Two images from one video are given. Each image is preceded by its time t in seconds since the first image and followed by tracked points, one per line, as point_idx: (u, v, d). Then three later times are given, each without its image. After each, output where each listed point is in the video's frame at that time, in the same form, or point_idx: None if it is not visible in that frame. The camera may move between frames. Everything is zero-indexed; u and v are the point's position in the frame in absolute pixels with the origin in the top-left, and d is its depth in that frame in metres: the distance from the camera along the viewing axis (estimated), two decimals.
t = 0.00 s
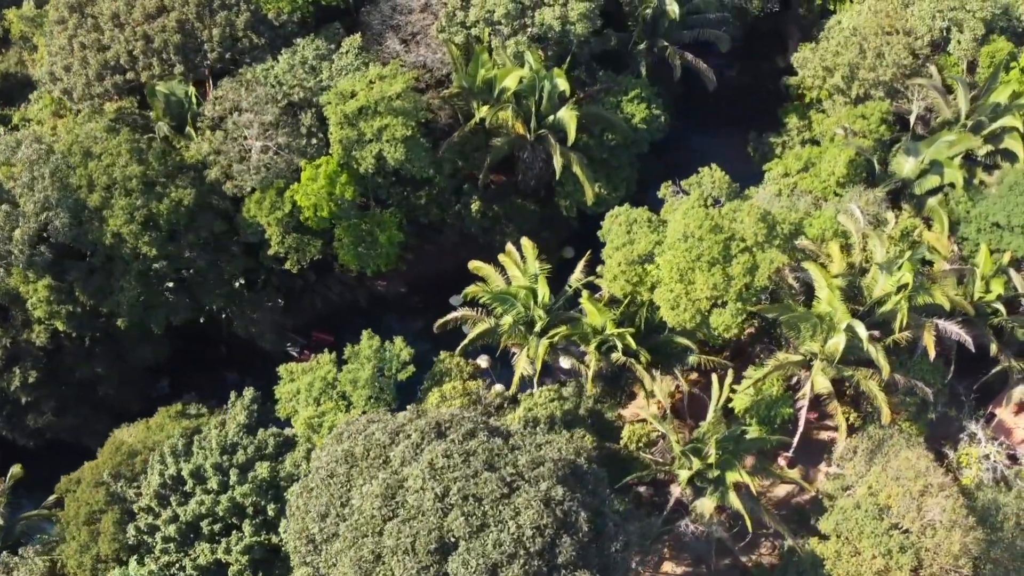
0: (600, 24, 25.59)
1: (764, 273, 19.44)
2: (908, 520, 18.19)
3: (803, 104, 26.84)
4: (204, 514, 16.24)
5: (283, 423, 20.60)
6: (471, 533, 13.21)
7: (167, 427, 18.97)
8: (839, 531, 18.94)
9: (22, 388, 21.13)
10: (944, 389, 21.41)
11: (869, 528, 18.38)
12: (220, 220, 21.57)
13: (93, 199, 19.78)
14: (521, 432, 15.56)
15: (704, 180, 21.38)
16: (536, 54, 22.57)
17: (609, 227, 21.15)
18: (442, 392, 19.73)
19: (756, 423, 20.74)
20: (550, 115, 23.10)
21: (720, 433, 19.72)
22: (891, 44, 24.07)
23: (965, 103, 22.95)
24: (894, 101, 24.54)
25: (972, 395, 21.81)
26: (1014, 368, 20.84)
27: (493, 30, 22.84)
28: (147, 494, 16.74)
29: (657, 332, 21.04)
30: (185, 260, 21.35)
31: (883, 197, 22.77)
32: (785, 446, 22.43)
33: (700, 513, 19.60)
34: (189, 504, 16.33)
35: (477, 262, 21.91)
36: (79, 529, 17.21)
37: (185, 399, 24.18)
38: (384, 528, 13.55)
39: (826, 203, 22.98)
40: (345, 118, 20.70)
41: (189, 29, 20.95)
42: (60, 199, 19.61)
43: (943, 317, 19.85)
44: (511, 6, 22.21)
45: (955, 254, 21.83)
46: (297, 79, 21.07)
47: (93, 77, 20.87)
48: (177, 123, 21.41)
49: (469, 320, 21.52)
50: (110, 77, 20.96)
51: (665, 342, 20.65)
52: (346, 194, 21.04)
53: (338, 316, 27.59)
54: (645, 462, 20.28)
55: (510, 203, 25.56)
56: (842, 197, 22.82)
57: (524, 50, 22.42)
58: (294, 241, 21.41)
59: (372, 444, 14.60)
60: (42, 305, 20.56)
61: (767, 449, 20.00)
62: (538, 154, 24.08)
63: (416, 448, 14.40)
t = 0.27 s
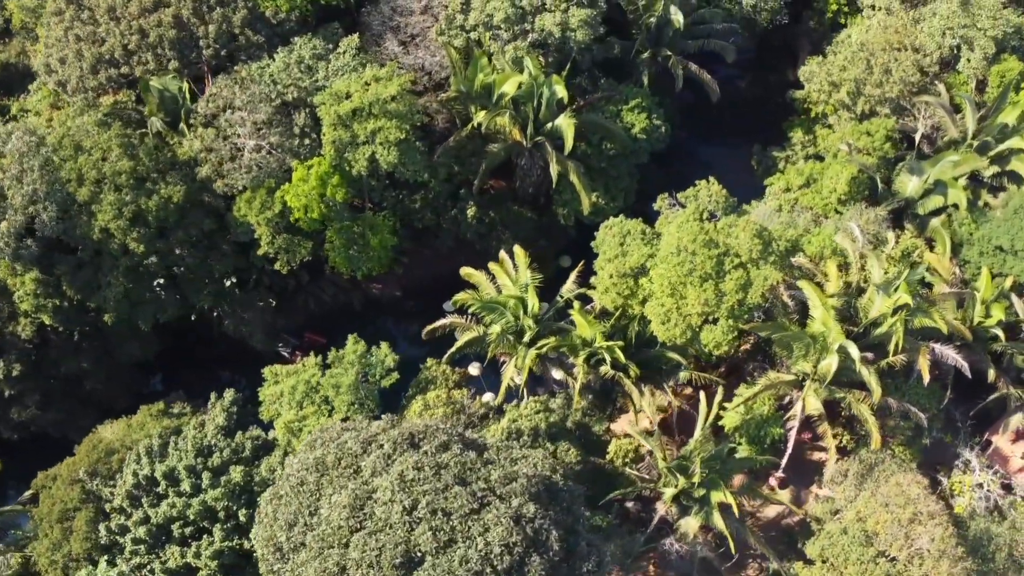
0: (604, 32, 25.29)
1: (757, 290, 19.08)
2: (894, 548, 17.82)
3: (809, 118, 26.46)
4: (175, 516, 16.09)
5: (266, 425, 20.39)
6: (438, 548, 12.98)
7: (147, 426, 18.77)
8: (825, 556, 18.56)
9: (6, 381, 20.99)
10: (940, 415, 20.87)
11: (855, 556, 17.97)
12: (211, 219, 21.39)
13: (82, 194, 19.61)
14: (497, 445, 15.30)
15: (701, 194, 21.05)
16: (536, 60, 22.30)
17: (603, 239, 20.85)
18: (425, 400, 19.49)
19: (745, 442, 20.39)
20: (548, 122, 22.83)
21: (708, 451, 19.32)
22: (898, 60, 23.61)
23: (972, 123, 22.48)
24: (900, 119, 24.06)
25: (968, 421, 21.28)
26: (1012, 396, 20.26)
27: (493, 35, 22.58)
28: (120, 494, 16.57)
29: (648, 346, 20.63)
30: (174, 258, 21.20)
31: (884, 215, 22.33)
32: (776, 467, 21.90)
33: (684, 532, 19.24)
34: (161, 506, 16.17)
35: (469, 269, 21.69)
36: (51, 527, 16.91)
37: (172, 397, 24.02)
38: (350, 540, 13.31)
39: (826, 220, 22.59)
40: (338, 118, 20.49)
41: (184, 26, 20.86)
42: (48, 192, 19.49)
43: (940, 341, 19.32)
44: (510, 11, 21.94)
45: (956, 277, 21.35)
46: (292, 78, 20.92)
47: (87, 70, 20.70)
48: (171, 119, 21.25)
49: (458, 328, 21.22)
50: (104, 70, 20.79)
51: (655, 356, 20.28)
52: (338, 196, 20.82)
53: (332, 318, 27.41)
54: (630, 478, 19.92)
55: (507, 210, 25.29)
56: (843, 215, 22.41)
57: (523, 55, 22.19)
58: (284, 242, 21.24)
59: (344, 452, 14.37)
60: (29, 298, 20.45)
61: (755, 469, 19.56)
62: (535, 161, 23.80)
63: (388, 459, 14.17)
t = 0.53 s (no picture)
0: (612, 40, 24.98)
1: (755, 308, 18.73)
2: None
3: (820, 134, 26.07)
4: (154, 516, 15.95)
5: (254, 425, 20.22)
6: (411, 561, 12.75)
7: (134, 422, 18.65)
8: None
9: None
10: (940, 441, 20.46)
11: None
12: (208, 215, 21.28)
13: (78, 186, 19.55)
14: (480, 457, 15.03)
15: (704, 207, 20.64)
16: (541, 67, 22.02)
17: (602, 249, 20.54)
18: (415, 407, 19.27)
19: (739, 461, 20.02)
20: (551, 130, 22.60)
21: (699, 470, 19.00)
22: (912, 79, 23.10)
23: (984, 144, 21.96)
24: (911, 138, 23.52)
25: (969, 449, 20.84)
26: (1014, 425, 19.83)
27: (499, 40, 22.33)
28: (100, 490, 16.45)
29: (643, 360, 20.35)
30: (169, 253, 21.11)
31: (891, 236, 21.82)
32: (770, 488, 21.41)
33: (672, 551, 18.90)
34: (139, 505, 16.03)
35: (466, 275, 21.44)
36: (32, 520, 16.65)
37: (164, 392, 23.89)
38: (322, 549, 13.09)
39: (831, 239, 22.19)
40: (338, 119, 20.32)
41: (187, 20, 20.69)
42: (45, 183, 19.48)
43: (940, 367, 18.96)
44: (517, 16, 21.66)
45: (962, 302, 20.92)
46: (294, 77, 20.79)
47: (89, 62, 20.60)
48: (172, 114, 21.15)
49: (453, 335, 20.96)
50: (106, 62, 20.69)
51: (650, 371, 19.97)
52: (335, 197, 20.64)
53: (331, 318, 27.24)
54: (620, 494, 19.58)
55: (509, 216, 25.03)
56: (849, 234, 22.01)
57: (528, 61, 21.97)
58: (281, 241, 21.10)
59: (322, 459, 14.15)
60: (23, 288, 20.40)
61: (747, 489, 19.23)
62: (538, 168, 23.56)
63: (366, 467, 13.93)
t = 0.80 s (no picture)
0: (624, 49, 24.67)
1: (754, 327, 18.38)
2: None
3: (832, 151, 25.64)
4: (132, 513, 15.81)
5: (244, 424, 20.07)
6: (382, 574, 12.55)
7: (122, 416, 18.51)
8: None
9: None
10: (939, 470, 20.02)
11: None
12: (207, 211, 21.16)
13: (77, 177, 19.48)
14: (462, 469, 14.78)
15: (708, 222, 20.21)
16: (548, 74, 21.76)
17: (602, 261, 20.23)
18: (404, 413, 19.05)
19: (733, 483, 19.61)
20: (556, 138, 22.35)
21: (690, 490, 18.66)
22: (928, 99, 22.61)
23: (999, 169, 21.43)
24: (923, 160, 22.99)
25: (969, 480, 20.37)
26: (1016, 457, 19.38)
27: (507, 45, 22.11)
28: (80, 485, 16.30)
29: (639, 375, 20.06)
30: (167, 247, 21.00)
31: (898, 259, 21.30)
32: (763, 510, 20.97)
33: (659, 571, 18.55)
34: (118, 502, 15.90)
35: (464, 282, 21.17)
36: (13, 511, 16.35)
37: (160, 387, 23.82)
38: (294, 556, 12.89)
39: (837, 259, 21.73)
40: (340, 119, 20.17)
41: (194, 14, 20.71)
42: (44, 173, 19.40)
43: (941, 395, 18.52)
44: (525, 21, 21.42)
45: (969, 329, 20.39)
46: (299, 75, 20.71)
47: (94, 52, 20.50)
48: (175, 108, 21.07)
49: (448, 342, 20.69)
50: (111, 54, 20.60)
51: (645, 386, 19.69)
52: (334, 197, 20.45)
53: (332, 318, 27.05)
54: (610, 511, 19.23)
55: (512, 223, 24.79)
56: (855, 255, 21.55)
57: (535, 68, 21.72)
58: (279, 240, 20.94)
59: (301, 465, 13.93)
60: (20, 277, 20.28)
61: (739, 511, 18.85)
62: (543, 176, 23.31)
63: (344, 475, 13.71)
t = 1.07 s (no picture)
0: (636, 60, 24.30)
1: (750, 351, 17.98)
2: None
3: (845, 173, 25.13)
4: (106, 509, 15.62)
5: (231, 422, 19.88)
6: None
7: (107, 409, 18.36)
8: None
9: None
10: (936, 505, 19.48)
11: None
12: (206, 205, 21.02)
13: (76, 166, 19.39)
14: (438, 482, 14.47)
15: (710, 240, 19.78)
16: (556, 82, 21.43)
17: (599, 275, 19.87)
18: (391, 420, 18.80)
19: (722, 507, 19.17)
20: (561, 147, 22.02)
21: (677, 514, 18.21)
22: (944, 125, 22.07)
23: (1014, 200, 20.87)
24: (936, 187, 22.43)
25: (966, 517, 19.80)
26: (1015, 496, 18.82)
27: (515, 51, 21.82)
28: (57, 477, 16.12)
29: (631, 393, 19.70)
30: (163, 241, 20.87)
31: (905, 287, 20.76)
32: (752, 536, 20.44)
33: None
34: (93, 497, 15.74)
35: (460, 289, 20.88)
36: None
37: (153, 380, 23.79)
38: (259, 564, 12.65)
39: (843, 285, 21.22)
40: (342, 120, 19.96)
41: (204, 9, 20.77)
42: (42, 160, 19.29)
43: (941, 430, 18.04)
44: (535, 28, 21.11)
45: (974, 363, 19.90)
46: (304, 73, 20.59)
47: (99, 42, 20.42)
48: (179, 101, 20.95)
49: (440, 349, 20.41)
50: (117, 44, 20.51)
51: (636, 405, 19.32)
52: (333, 198, 20.25)
53: (332, 319, 26.87)
54: (594, 530, 18.79)
55: (515, 231, 24.49)
56: (861, 281, 21.03)
57: (543, 75, 21.39)
58: (276, 238, 20.75)
59: (273, 470, 13.63)
60: (15, 264, 20.25)
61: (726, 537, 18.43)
62: (547, 185, 22.99)
63: (316, 483, 13.42)
